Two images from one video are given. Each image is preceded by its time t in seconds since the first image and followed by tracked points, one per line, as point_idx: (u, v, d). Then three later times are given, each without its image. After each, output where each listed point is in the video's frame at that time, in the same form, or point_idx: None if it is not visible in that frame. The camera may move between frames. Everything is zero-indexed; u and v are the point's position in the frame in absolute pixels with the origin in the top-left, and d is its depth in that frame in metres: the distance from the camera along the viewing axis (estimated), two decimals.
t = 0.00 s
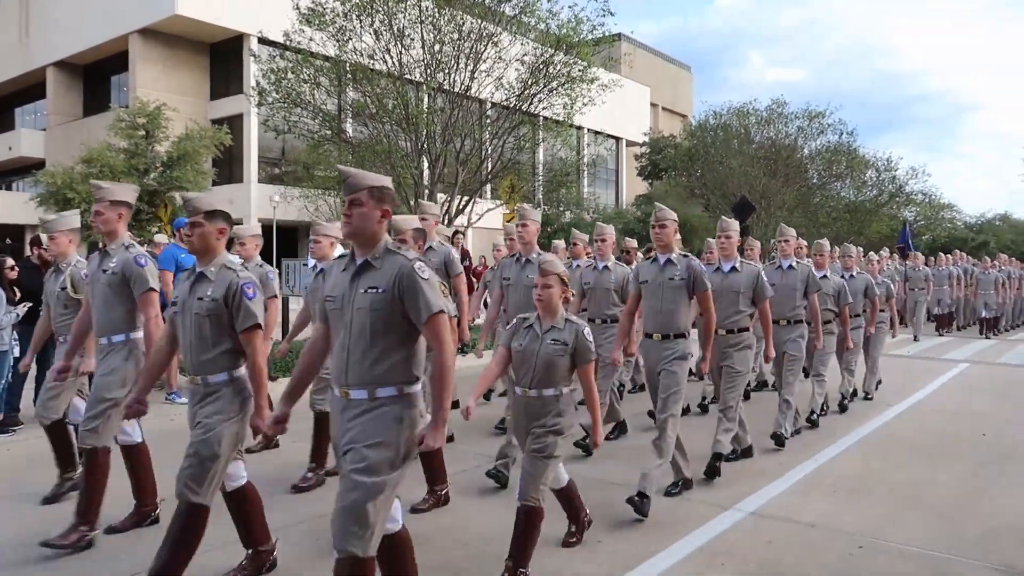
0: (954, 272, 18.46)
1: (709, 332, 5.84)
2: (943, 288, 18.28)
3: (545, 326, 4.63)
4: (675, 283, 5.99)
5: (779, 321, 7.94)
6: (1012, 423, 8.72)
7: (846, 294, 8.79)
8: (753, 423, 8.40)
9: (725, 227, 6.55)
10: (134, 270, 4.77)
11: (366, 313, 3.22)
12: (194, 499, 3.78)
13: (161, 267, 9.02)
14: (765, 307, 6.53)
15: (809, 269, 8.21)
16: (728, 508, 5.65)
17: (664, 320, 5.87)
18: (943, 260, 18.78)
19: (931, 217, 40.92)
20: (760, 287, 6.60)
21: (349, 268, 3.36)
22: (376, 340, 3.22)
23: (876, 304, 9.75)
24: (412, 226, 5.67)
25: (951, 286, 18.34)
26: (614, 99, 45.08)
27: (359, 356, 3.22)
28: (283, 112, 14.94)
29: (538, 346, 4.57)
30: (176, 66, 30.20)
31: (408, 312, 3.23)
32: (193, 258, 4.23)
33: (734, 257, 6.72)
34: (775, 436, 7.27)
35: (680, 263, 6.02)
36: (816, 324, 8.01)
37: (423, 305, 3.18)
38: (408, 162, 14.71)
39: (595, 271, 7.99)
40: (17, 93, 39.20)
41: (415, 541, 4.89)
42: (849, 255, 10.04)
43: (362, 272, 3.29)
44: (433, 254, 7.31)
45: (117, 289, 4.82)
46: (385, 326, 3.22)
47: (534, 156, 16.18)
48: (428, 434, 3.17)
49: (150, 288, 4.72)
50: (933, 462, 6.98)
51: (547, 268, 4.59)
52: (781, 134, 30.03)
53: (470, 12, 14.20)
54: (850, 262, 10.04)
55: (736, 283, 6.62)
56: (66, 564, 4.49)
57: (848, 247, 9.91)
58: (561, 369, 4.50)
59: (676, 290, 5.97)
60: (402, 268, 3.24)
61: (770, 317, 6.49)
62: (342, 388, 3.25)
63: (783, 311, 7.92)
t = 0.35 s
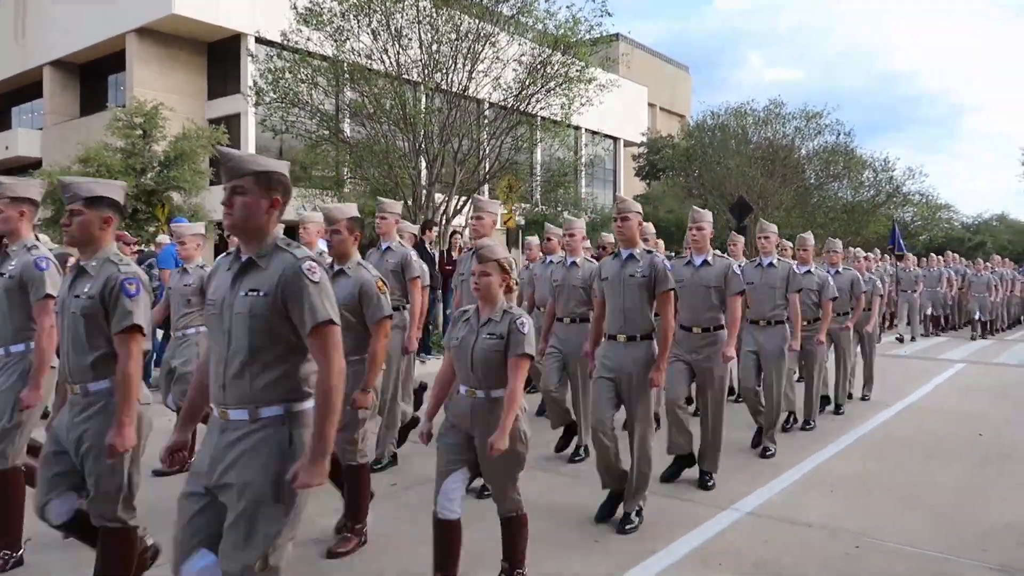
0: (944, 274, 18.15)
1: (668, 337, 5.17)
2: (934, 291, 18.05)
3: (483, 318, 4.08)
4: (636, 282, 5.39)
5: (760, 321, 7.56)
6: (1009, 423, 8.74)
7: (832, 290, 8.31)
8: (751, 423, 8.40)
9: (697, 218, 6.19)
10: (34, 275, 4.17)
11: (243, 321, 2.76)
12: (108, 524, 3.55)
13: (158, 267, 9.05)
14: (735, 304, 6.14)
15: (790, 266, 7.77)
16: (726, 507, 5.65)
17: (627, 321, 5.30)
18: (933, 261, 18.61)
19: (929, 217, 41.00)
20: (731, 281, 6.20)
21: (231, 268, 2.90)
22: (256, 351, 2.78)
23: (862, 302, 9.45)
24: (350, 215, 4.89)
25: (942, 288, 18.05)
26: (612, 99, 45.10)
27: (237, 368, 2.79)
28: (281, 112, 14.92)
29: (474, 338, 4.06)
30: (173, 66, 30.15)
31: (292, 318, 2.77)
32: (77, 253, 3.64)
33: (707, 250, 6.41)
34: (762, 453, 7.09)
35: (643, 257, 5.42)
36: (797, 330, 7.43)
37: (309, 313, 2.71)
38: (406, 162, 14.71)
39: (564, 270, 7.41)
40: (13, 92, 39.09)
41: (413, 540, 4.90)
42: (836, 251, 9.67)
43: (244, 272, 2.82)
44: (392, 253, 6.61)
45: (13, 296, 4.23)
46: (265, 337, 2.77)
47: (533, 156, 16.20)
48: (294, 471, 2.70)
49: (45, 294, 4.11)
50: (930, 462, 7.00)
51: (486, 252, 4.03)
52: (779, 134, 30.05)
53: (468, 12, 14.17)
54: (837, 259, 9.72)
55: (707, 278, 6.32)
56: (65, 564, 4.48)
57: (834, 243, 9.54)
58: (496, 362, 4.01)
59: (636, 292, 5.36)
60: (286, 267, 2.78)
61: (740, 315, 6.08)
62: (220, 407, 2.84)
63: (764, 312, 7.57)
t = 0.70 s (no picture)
0: (938, 274, 18.20)
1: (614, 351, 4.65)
2: (928, 290, 17.93)
3: (394, 334, 3.67)
4: (584, 292, 4.99)
5: (735, 332, 7.08)
6: (1007, 425, 8.76)
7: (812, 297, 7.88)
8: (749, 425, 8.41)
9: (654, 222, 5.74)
10: None
11: (65, 351, 2.41)
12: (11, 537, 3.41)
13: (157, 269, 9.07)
14: (694, 315, 5.54)
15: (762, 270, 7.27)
16: (725, 510, 5.65)
17: (574, 334, 4.96)
18: (928, 262, 18.48)
19: (928, 219, 41.10)
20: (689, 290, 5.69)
21: (61, 286, 2.55)
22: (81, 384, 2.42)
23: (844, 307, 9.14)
24: (264, 224, 4.40)
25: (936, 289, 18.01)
26: (611, 101, 45.14)
27: (64, 406, 2.44)
28: (280, 115, 14.94)
29: (384, 355, 3.63)
30: (173, 69, 30.15)
31: (109, 341, 2.39)
32: None
33: (667, 258, 5.85)
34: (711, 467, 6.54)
35: (592, 264, 5.01)
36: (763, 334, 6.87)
37: (128, 335, 2.33)
38: (405, 164, 14.73)
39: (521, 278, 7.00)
40: (12, 93, 39.07)
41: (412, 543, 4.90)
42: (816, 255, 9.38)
43: (70, 291, 2.48)
44: (335, 261, 6.58)
45: None
46: (86, 367, 2.41)
47: (531, 158, 16.21)
48: (41, 511, 2.28)
49: None
50: (928, 464, 7.01)
51: (397, 261, 3.64)
52: (778, 136, 30.06)
53: (467, 14, 14.19)
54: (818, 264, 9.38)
55: (665, 288, 5.81)
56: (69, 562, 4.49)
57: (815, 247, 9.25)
58: (405, 385, 3.58)
59: (585, 302, 4.99)
60: (110, 282, 2.42)
61: (698, 326, 5.50)
62: (50, 454, 2.48)
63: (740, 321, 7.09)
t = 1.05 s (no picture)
0: (930, 278, 18.04)
1: (578, 365, 4.37)
2: (919, 295, 17.79)
3: (299, 356, 3.08)
4: (527, 298, 4.43)
5: (699, 337, 6.38)
6: (1003, 428, 8.78)
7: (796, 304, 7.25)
8: (746, 429, 8.42)
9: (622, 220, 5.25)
10: None
11: None
12: None
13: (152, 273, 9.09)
14: (666, 322, 5.21)
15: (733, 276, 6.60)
16: (722, 514, 5.64)
17: (517, 343, 4.38)
18: (919, 266, 18.33)
19: (924, 223, 41.25)
20: (659, 298, 5.27)
21: None
22: None
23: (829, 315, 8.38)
24: (169, 215, 3.75)
25: (927, 293, 17.87)
26: (609, 106, 45.23)
27: None
28: (278, 118, 14.98)
29: (287, 382, 3.04)
30: (170, 72, 30.15)
31: None
32: None
33: (629, 261, 5.35)
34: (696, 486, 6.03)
35: (535, 268, 4.47)
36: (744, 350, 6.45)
37: None
38: (402, 168, 14.75)
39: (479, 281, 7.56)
40: (9, 97, 39.03)
41: (408, 548, 4.89)
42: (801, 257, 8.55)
43: None
44: (273, 258, 5.90)
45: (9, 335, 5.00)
46: None
47: (529, 162, 16.23)
48: None
49: None
50: (925, 468, 7.00)
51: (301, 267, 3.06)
52: (775, 141, 30.10)
53: (465, 18, 14.22)
54: (800, 267, 8.50)
55: (630, 292, 5.29)
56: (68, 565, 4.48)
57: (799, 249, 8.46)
58: (318, 417, 3.01)
59: (530, 309, 4.42)
60: None
61: (675, 336, 5.19)
62: None
63: (705, 326, 6.39)
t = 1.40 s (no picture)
0: (922, 281, 17.64)
1: (506, 372, 3.87)
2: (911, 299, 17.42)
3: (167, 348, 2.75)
4: (458, 298, 4.03)
5: (668, 347, 6.19)
6: (1001, 430, 8.78)
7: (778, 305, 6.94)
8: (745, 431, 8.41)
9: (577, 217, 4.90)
10: None
11: None
12: None
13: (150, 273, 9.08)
14: (626, 324, 4.69)
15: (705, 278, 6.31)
16: (720, 516, 5.65)
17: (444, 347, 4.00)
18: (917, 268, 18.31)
19: (922, 225, 41.32)
20: (620, 297, 4.79)
21: None
22: None
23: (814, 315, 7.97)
24: (45, 207, 3.42)
25: (919, 298, 17.48)
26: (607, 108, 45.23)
27: None
28: (276, 120, 15.02)
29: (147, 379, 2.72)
30: (169, 74, 30.14)
31: None
32: None
33: (590, 256, 4.94)
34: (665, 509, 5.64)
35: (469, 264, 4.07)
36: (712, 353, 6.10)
37: None
38: (401, 171, 14.62)
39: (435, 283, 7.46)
40: (7, 99, 38.98)
41: (409, 549, 4.93)
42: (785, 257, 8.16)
43: None
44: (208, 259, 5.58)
45: None
46: None
47: (527, 165, 16.31)
48: None
49: None
50: (924, 470, 7.01)
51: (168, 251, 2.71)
52: (773, 142, 30.08)
53: (464, 20, 14.24)
54: (785, 266, 8.24)
55: (587, 294, 4.89)
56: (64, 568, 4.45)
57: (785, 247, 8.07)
58: (174, 420, 2.66)
59: (459, 314, 4.02)
60: None
61: (633, 339, 4.66)
62: None
63: (674, 332, 6.20)
